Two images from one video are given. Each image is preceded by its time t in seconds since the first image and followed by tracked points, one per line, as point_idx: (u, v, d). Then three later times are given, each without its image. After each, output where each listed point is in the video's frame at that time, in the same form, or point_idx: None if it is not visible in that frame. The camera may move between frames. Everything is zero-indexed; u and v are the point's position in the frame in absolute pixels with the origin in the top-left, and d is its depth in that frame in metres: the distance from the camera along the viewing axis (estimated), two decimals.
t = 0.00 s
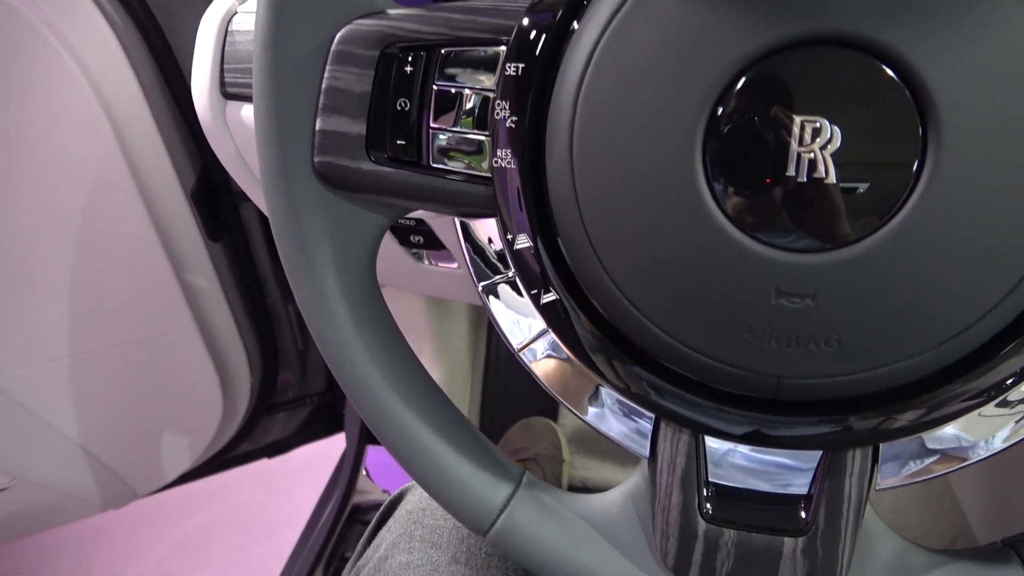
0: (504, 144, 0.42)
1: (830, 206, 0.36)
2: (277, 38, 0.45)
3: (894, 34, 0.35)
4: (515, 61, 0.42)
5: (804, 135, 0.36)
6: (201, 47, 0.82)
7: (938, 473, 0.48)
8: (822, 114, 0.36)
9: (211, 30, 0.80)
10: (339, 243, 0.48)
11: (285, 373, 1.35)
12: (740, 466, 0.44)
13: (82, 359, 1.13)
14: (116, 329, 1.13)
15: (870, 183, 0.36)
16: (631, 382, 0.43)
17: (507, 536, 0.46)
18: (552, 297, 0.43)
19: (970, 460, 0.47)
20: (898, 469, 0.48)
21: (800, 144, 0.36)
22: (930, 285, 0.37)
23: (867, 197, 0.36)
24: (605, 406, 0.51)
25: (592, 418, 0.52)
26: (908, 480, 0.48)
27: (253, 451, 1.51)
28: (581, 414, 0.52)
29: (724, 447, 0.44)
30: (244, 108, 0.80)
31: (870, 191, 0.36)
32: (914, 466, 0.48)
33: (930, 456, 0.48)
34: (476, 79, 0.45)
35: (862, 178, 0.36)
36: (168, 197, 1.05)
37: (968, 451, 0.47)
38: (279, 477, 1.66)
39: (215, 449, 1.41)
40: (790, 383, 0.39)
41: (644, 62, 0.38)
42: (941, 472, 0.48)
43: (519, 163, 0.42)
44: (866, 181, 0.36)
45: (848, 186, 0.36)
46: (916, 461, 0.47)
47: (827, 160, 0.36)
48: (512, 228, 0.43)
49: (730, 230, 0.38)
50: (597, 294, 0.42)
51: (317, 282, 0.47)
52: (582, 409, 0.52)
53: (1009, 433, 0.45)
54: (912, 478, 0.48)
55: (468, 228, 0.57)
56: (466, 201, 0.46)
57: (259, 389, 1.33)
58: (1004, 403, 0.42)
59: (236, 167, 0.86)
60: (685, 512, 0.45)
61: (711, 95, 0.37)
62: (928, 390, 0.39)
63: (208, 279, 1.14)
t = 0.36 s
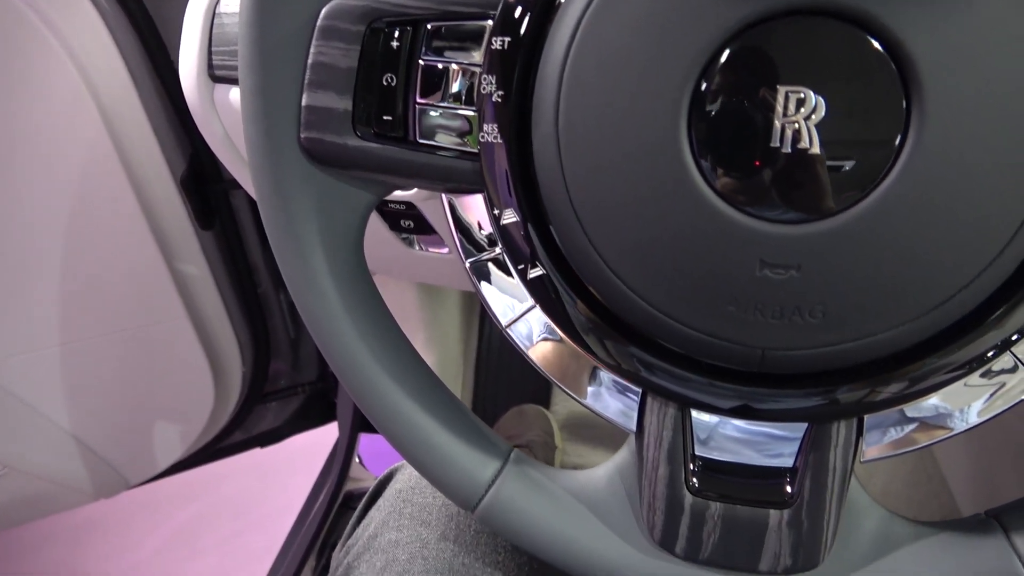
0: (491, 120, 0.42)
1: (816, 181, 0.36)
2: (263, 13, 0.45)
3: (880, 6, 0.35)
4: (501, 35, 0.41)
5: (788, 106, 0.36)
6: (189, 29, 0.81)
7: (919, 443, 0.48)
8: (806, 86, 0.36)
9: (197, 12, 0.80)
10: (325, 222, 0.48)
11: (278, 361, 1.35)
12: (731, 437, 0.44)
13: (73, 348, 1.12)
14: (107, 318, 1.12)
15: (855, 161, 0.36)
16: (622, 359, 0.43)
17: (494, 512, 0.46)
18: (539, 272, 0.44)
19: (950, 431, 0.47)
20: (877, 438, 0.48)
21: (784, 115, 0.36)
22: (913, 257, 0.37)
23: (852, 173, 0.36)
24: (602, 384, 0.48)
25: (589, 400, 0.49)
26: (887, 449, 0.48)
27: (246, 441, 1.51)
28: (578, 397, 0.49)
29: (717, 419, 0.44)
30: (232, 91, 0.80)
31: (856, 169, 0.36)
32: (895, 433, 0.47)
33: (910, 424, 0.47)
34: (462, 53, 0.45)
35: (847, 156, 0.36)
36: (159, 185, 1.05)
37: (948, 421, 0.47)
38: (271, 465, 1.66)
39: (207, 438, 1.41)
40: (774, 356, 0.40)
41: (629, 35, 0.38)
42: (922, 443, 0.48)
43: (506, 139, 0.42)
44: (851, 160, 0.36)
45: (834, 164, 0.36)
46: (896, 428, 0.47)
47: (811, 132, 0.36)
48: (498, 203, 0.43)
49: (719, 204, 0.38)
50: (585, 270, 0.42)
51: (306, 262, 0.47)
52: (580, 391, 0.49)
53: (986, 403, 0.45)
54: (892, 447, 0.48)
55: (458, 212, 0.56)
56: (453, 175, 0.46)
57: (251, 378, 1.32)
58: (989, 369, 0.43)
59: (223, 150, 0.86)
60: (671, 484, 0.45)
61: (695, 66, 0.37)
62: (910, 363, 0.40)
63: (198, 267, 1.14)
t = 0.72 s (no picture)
0: (467, 110, 0.43)
1: (793, 172, 0.37)
2: (239, 7, 0.45)
3: None
4: (476, 26, 0.42)
5: (757, 93, 0.37)
6: (170, 25, 0.81)
7: (895, 422, 0.46)
8: (775, 74, 0.36)
9: (179, 10, 0.79)
10: (306, 214, 0.48)
11: (267, 358, 1.36)
12: (717, 422, 0.45)
13: (60, 347, 1.12)
14: (95, 318, 1.12)
15: (829, 148, 0.37)
16: (602, 348, 0.44)
17: (475, 499, 0.47)
18: (516, 261, 0.44)
19: (924, 409, 0.45)
20: (852, 418, 0.47)
21: (753, 101, 0.37)
22: (884, 240, 0.38)
23: (825, 161, 0.37)
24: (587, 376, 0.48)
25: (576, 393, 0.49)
26: (864, 430, 0.47)
27: (237, 439, 1.51)
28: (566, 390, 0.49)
29: (700, 405, 0.45)
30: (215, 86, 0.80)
31: (829, 156, 0.37)
32: (868, 412, 0.46)
33: (883, 402, 0.46)
34: (438, 44, 0.45)
35: (819, 144, 0.37)
36: (145, 183, 1.05)
37: (921, 399, 0.45)
38: (261, 464, 1.67)
39: (198, 436, 1.41)
40: (746, 340, 0.40)
41: (600, 24, 0.38)
42: (900, 421, 0.46)
43: (482, 129, 0.43)
44: (824, 147, 0.37)
45: (809, 151, 0.37)
46: (869, 407, 0.46)
47: (780, 120, 0.37)
48: (475, 193, 0.44)
49: (694, 193, 0.38)
50: (564, 259, 0.43)
51: (286, 255, 0.48)
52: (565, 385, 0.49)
53: (954, 380, 0.44)
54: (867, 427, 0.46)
55: (438, 210, 0.51)
56: (431, 166, 0.47)
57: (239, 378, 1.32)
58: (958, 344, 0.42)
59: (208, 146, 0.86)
60: (648, 469, 0.46)
61: (666, 55, 0.37)
62: (881, 344, 0.41)
63: (187, 264, 1.14)
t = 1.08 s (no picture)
0: (425, 161, 0.45)
1: (736, 207, 0.40)
2: (206, 65, 0.47)
3: (765, 54, 0.39)
4: (432, 81, 0.45)
5: (690, 145, 0.40)
6: (141, 70, 0.82)
7: (851, 436, 0.52)
8: (704, 128, 0.39)
9: (149, 56, 0.80)
10: (273, 260, 0.50)
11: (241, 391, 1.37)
12: (683, 454, 0.47)
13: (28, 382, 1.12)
14: (66, 351, 1.14)
15: (767, 185, 0.40)
16: (560, 384, 0.46)
17: (439, 530, 0.49)
18: (473, 301, 0.46)
19: (875, 422, 0.52)
20: (813, 437, 0.52)
21: (686, 153, 0.40)
22: (815, 274, 0.41)
23: (764, 196, 0.40)
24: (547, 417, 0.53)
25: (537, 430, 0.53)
26: (826, 447, 0.52)
27: (211, 474, 1.50)
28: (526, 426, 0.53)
29: (664, 439, 0.47)
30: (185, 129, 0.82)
31: (766, 192, 0.40)
32: (827, 431, 0.52)
33: (837, 421, 0.52)
34: (397, 98, 0.47)
35: (760, 180, 0.40)
36: (114, 221, 1.05)
37: (871, 414, 0.52)
38: (237, 499, 1.64)
39: (171, 474, 1.39)
40: (689, 372, 0.43)
41: (544, 79, 0.41)
42: (856, 436, 0.52)
43: (440, 177, 0.45)
44: (763, 183, 0.40)
45: (749, 188, 0.40)
46: (827, 426, 0.52)
47: (711, 170, 0.40)
48: (435, 238, 0.46)
49: (635, 237, 0.41)
50: (518, 299, 0.45)
51: (255, 299, 0.50)
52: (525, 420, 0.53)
53: (899, 394, 0.50)
54: (828, 444, 0.52)
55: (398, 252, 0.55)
56: (391, 214, 0.49)
57: (213, 411, 1.30)
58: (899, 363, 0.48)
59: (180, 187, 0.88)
60: (603, 498, 0.49)
61: (605, 108, 0.41)
62: (826, 368, 0.43)
63: (158, 299, 1.12)
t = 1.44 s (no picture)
0: (382, 225, 0.47)
1: (682, 249, 0.43)
2: (169, 135, 0.49)
3: (695, 123, 0.42)
4: (387, 149, 0.47)
5: (628, 211, 0.43)
6: (103, 126, 0.82)
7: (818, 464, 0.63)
8: (641, 195, 0.43)
9: (112, 112, 0.81)
10: (235, 320, 0.52)
11: (207, 434, 1.36)
12: (644, 502, 0.50)
13: None
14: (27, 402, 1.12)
15: (708, 234, 0.43)
16: (518, 434, 0.48)
17: None
18: (431, 357, 0.48)
19: (838, 447, 0.62)
20: (782, 472, 0.63)
21: (625, 219, 0.43)
22: (751, 323, 0.44)
23: (707, 244, 0.43)
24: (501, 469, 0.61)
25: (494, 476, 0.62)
26: (796, 477, 0.64)
27: (177, 520, 1.48)
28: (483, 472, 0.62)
29: (625, 487, 0.50)
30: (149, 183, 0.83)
31: (709, 241, 0.43)
32: (794, 465, 0.63)
33: (801, 453, 0.63)
34: (354, 165, 0.50)
35: (702, 230, 0.43)
36: (78, 269, 1.05)
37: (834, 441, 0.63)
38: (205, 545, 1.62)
39: (136, 522, 1.37)
40: (636, 422, 0.46)
41: (493, 146, 0.44)
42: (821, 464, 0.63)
43: (398, 239, 0.47)
44: (705, 233, 0.43)
45: (693, 237, 0.43)
46: (792, 460, 0.63)
47: (647, 233, 0.43)
48: (394, 297, 0.48)
49: (578, 293, 0.44)
50: (472, 354, 0.47)
51: (219, 357, 0.51)
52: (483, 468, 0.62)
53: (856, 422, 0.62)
54: (794, 475, 0.63)
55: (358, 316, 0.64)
56: (349, 276, 0.51)
57: (179, 455, 1.31)
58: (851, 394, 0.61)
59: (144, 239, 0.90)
60: (561, 543, 0.51)
61: (551, 173, 0.43)
62: (774, 407, 0.45)
63: (122, 345, 1.13)
